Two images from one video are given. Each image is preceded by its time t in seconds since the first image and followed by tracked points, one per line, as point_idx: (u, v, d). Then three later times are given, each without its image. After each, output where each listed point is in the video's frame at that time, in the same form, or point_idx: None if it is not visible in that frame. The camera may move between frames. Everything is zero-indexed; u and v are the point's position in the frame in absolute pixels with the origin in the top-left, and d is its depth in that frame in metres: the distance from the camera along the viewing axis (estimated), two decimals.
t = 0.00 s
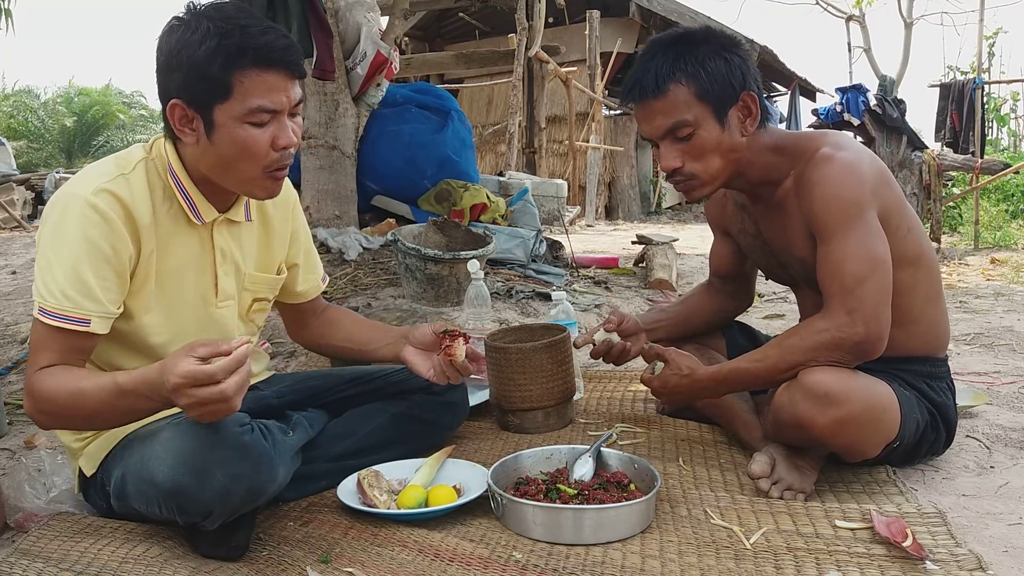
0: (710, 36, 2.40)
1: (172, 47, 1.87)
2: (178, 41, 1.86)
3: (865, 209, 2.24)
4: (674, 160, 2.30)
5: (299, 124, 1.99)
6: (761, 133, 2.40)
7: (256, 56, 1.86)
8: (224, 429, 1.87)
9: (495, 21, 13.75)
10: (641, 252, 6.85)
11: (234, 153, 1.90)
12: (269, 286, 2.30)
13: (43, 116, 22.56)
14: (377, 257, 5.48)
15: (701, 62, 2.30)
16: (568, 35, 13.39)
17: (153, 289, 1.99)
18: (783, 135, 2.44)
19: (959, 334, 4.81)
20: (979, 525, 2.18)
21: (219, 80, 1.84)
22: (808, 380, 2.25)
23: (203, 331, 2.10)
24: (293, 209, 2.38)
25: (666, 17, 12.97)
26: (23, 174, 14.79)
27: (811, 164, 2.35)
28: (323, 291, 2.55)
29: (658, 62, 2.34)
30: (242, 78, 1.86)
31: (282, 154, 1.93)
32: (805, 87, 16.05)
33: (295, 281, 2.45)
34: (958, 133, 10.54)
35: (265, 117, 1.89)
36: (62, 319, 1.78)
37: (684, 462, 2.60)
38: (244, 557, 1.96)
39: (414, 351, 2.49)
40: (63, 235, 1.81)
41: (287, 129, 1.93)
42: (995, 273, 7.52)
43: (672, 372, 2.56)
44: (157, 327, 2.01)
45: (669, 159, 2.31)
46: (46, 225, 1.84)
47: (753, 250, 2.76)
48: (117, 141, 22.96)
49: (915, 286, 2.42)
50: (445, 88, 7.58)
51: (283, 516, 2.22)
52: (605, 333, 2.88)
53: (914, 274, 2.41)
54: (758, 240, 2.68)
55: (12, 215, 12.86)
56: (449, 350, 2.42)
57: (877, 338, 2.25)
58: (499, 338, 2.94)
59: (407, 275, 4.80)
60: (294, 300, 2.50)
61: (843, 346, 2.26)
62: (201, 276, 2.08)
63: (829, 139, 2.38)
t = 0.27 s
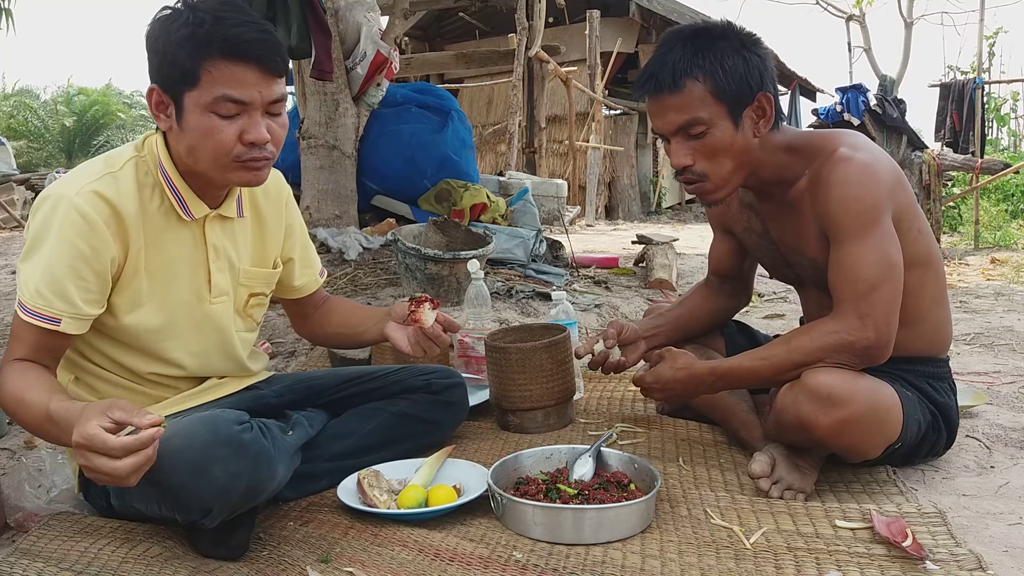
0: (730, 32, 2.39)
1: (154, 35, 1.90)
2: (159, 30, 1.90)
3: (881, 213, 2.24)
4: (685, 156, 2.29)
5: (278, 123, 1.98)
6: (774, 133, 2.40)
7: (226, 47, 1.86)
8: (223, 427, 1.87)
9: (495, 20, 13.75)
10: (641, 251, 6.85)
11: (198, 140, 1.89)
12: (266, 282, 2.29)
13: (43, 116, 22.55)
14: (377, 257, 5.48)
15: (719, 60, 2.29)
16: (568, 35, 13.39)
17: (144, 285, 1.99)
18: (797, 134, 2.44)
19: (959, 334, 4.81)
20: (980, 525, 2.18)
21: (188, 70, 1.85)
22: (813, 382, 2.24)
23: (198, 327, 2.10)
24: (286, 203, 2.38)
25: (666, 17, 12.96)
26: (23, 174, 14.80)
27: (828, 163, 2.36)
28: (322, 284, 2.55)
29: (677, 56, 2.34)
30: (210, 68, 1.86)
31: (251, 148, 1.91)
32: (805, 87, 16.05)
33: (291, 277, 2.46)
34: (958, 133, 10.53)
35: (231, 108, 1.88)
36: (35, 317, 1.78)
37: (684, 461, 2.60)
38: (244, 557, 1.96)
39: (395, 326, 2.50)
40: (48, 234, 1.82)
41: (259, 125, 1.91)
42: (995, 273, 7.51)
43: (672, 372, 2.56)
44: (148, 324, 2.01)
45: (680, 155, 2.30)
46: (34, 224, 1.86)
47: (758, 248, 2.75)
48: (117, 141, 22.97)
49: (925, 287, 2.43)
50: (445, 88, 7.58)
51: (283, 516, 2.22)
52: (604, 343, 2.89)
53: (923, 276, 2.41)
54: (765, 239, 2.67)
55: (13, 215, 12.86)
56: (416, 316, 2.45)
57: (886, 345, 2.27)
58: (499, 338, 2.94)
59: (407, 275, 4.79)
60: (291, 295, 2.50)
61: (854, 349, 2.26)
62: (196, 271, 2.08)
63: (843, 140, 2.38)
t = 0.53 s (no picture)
0: (730, 32, 2.39)
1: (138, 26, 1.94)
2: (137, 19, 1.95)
3: (882, 214, 2.24)
4: (684, 157, 2.30)
5: (237, 117, 1.93)
6: (775, 133, 2.40)
7: (184, 34, 1.86)
8: (223, 425, 1.89)
9: (495, 20, 13.74)
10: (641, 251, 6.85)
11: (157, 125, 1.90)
12: (262, 279, 2.28)
13: (43, 116, 22.54)
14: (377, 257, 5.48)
15: (719, 60, 2.29)
16: (568, 35, 13.39)
17: (142, 280, 1.99)
18: (798, 134, 2.44)
19: (959, 334, 4.81)
20: (980, 525, 2.18)
21: (148, 52, 1.90)
22: (811, 383, 2.24)
23: (195, 323, 2.09)
24: (286, 201, 2.38)
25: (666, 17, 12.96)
26: (23, 174, 14.80)
27: (830, 163, 2.36)
28: (321, 285, 2.55)
29: (677, 55, 2.34)
30: (164, 51, 1.88)
31: (201, 136, 1.89)
32: (805, 87, 16.05)
33: (289, 276, 2.45)
34: (958, 133, 10.53)
35: (180, 93, 1.87)
36: (20, 302, 1.73)
37: (684, 461, 2.60)
38: (244, 557, 1.96)
39: (387, 344, 2.45)
40: (45, 225, 1.81)
41: (208, 113, 1.89)
42: (995, 273, 7.51)
43: (671, 373, 2.56)
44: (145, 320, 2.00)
45: (679, 155, 2.30)
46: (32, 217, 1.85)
47: (759, 247, 2.75)
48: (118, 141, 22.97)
49: (926, 289, 2.43)
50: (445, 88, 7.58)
51: (283, 516, 2.22)
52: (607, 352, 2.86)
53: (924, 277, 2.41)
54: (766, 239, 2.67)
55: (13, 215, 12.85)
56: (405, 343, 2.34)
57: (884, 347, 2.27)
58: (499, 338, 2.93)
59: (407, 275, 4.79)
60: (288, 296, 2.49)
61: (853, 350, 2.27)
62: (192, 267, 2.07)
63: (845, 141, 2.38)
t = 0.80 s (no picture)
0: (729, 31, 2.39)
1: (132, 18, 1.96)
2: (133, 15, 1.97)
3: (883, 215, 2.24)
4: (685, 158, 2.30)
5: (230, 106, 1.93)
6: (775, 132, 2.40)
7: (176, 24, 1.87)
8: (222, 424, 1.88)
9: (495, 21, 13.74)
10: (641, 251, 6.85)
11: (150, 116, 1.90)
12: (258, 278, 2.27)
13: (43, 116, 22.54)
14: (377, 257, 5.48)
15: (719, 60, 2.29)
16: (568, 35, 13.39)
17: (141, 276, 1.99)
18: (799, 134, 2.44)
19: (959, 334, 4.81)
20: (980, 525, 2.18)
21: (143, 45, 1.91)
22: (811, 383, 2.24)
23: (194, 320, 2.09)
24: (286, 200, 2.38)
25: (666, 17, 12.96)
26: (23, 174, 14.79)
27: (831, 163, 2.35)
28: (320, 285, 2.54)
29: (676, 55, 2.34)
30: (159, 42, 1.89)
31: (195, 126, 1.90)
32: (805, 87, 16.04)
33: (290, 277, 2.44)
34: (958, 133, 10.53)
35: (173, 83, 1.88)
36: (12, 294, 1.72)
37: (684, 461, 2.60)
38: (244, 556, 1.96)
39: (387, 352, 2.46)
40: (43, 219, 1.81)
41: (201, 103, 1.89)
42: (995, 273, 7.51)
43: (671, 373, 2.56)
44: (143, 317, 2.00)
45: (680, 156, 2.30)
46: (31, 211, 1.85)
47: (759, 247, 2.75)
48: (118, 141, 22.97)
49: (926, 289, 2.43)
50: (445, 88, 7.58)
51: (283, 516, 2.22)
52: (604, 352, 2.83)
53: (925, 277, 2.41)
54: (767, 238, 2.67)
55: (13, 215, 12.84)
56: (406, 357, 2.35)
57: (883, 347, 2.28)
58: (499, 337, 2.93)
59: (407, 275, 4.79)
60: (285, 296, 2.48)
61: (854, 350, 2.27)
62: (189, 263, 2.07)
63: (846, 141, 2.38)
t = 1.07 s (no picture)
0: (728, 31, 2.39)
1: (138, 30, 1.91)
2: (139, 24, 1.91)
3: (883, 215, 2.24)
4: (684, 157, 2.29)
5: (258, 111, 1.96)
6: (775, 132, 2.40)
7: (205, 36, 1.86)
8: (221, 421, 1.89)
9: (495, 21, 13.74)
10: (641, 251, 6.85)
11: (181, 130, 1.89)
12: (260, 276, 2.29)
13: (42, 116, 22.55)
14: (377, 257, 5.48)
15: (717, 59, 2.29)
16: (568, 35, 13.39)
17: (142, 280, 1.99)
18: (798, 134, 2.44)
19: (959, 334, 4.81)
20: (980, 525, 2.18)
21: (164, 57, 1.86)
22: (811, 382, 2.24)
23: (195, 321, 2.09)
24: (281, 195, 2.38)
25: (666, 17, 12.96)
26: (23, 174, 14.79)
27: (830, 163, 2.35)
28: (321, 280, 2.55)
29: (676, 55, 2.33)
30: (186, 56, 1.86)
31: (231, 136, 1.90)
32: (805, 87, 16.04)
33: (288, 271, 2.45)
34: (958, 133, 10.53)
35: (210, 97, 1.88)
36: (38, 312, 1.76)
37: (684, 461, 2.60)
38: (244, 556, 1.96)
39: (388, 344, 2.44)
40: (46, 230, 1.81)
41: (238, 113, 1.90)
42: (995, 273, 7.51)
43: (671, 374, 2.56)
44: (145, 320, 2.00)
45: (679, 156, 2.30)
46: (32, 222, 1.85)
47: (759, 246, 2.75)
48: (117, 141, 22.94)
49: (926, 289, 2.43)
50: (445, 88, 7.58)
51: (282, 516, 2.22)
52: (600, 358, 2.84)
53: (925, 277, 2.41)
54: (767, 238, 2.66)
55: (12, 215, 12.83)
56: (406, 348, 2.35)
57: (882, 347, 2.27)
58: (499, 337, 2.93)
59: (407, 275, 4.79)
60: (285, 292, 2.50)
61: (854, 350, 2.27)
62: (190, 265, 2.08)
63: (845, 140, 2.38)
